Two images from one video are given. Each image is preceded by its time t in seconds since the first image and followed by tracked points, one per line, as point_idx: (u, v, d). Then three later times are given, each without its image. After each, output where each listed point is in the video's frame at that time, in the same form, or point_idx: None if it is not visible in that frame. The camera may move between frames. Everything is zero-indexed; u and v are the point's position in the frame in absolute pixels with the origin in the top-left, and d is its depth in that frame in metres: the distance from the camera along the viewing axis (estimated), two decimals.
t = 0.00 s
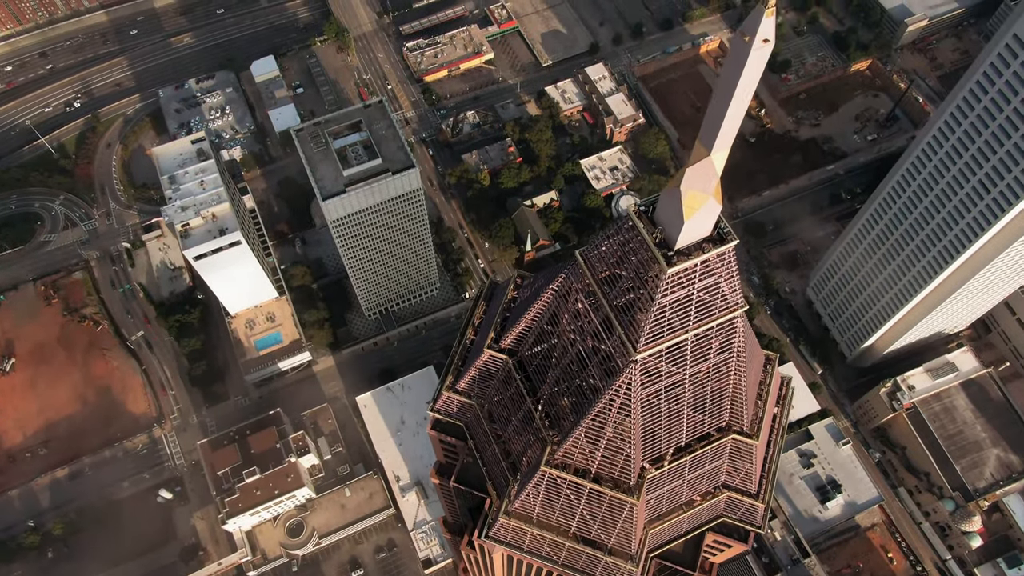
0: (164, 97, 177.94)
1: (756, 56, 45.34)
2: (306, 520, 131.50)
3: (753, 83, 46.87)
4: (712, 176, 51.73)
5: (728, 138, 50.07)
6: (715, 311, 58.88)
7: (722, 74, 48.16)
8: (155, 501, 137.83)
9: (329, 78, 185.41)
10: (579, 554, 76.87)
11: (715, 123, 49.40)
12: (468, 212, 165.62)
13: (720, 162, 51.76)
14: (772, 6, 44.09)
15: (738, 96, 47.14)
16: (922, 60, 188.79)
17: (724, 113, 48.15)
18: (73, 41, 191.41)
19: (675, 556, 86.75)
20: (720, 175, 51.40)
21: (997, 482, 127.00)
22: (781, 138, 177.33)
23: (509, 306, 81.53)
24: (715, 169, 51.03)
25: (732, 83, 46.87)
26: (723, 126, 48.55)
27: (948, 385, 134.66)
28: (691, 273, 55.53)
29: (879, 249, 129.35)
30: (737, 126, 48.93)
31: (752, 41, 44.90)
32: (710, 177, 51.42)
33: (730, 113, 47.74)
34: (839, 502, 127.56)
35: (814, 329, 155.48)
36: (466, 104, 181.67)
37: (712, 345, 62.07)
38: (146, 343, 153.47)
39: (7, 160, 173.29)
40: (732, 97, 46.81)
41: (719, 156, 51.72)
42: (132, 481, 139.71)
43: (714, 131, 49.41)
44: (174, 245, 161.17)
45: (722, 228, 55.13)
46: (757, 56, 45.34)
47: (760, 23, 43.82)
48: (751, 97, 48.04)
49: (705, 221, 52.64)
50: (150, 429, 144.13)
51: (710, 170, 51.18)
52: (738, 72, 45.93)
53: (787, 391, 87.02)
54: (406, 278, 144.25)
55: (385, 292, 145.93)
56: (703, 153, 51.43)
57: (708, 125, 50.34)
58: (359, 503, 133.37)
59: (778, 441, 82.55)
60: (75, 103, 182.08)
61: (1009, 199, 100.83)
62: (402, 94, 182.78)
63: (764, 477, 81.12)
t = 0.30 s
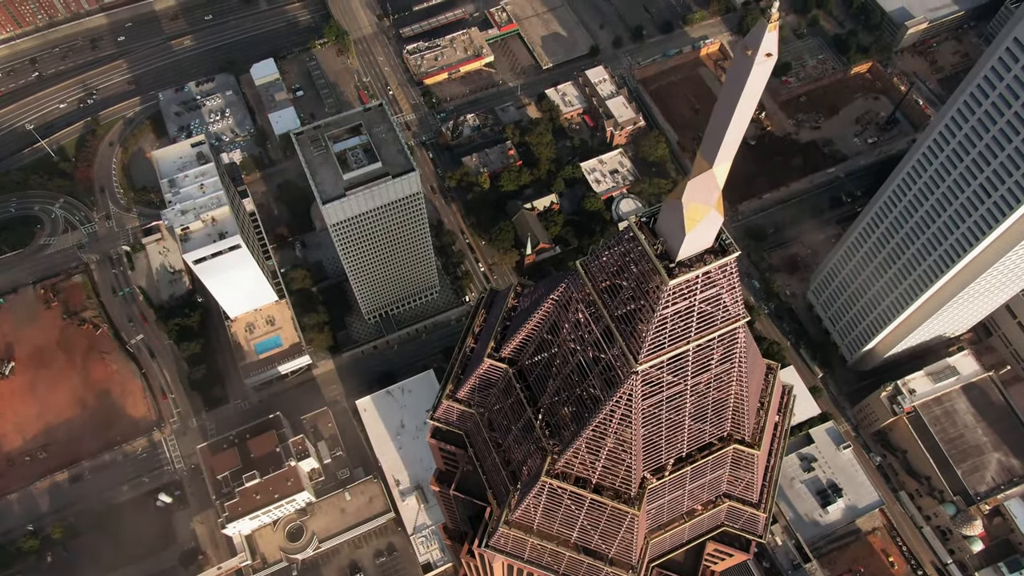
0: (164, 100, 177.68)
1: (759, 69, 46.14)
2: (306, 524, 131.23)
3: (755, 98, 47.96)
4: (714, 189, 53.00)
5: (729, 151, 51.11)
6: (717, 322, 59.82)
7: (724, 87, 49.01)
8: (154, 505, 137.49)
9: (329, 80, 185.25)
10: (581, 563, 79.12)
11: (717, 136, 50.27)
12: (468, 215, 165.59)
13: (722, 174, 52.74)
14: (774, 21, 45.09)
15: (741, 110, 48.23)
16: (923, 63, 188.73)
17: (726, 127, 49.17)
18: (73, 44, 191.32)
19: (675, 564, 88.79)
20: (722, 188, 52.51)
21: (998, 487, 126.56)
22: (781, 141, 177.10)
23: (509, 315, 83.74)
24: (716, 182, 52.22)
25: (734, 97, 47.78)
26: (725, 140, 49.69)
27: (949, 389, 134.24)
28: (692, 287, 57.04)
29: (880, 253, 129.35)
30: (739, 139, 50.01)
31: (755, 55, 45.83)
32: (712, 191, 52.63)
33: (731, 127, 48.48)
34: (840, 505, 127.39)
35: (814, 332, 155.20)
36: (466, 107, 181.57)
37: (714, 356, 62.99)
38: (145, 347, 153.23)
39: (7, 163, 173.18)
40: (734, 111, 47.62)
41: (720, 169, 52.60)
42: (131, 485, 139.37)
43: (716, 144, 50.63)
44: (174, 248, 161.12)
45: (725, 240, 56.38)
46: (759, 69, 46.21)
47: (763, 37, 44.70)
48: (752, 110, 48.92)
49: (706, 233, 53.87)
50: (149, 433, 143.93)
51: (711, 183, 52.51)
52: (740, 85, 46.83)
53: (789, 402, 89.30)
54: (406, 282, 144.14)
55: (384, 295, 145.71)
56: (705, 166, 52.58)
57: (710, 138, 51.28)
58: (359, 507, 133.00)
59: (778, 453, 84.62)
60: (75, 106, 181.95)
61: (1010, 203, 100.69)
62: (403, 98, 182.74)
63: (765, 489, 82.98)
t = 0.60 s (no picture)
0: (164, 103, 177.64)
1: (762, 84, 45.81)
2: (306, 529, 131.00)
3: (757, 114, 47.95)
4: (716, 201, 53.64)
5: (731, 166, 51.69)
6: (719, 332, 61.42)
7: (728, 100, 48.82)
8: (153, 509, 137.15)
9: (329, 83, 185.20)
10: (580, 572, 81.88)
11: (718, 152, 50.74)
12: (468, 218, 165.66)
13: (724, 189, 53.39)
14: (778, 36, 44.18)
15: (743, 127, 48.30)
16: (923, 66, 188.69)
17: (726, 144, 49.81)
18: (73, 47, 191.17)
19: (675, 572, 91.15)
20: (723, 202, 53.29)
21: (999, 491, 126.19)
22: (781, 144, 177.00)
23: (510, 324, 85.10)
24: (718, 196, 52.81)
25: (736, 112, 47.70)
26: (725, 156, 50.26)
27: (949, 393, 133.86)
28: (695, 296, 58.11)
29: (880, 257, 129.37)
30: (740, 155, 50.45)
31: (758, 70, 45.48)
32: (714, 204, 53.42)
33: (732, 144, 49.11)
34: (841, 510, 127.07)
35: (815, 335, 155.02)
36: (466, 110, 181.49)
37: (715, 366, 64.72)
38: (145, 350, 153.03)
39: (7, 166, 173.09)
40: (735, 126, 47.76)
41: (723, 183, 53.17)
42: (130, 489, 139.04)
43: (716, 159, 51.18)
44: (173, 251, 161.33)
45: (726, 251, 57.43)
46: (762, 84, 45.87)
47: (766, 52, 44.37)
48: (755, 124, 48.63)
49: (707, 246, 54.99)
50: (149, 436, 143.66)
51: (713, 196, 53.18)
52: (743, 100, 46.71)
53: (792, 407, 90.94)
54: (407, 286, 144.42)
55: (384, 298, 145.32)
56: (707, 180, 53.22)
57: (711, 153, 51.97)
58: (358, 511, 133.02)
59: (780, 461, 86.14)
60: (75, 109, 181.83)
61: (1011, 208, 100.57)
62: (403, 101, 182.71)
63: (766, 499, 84.94)
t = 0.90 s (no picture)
0: (164, 106, 177.68)
1: (764, 99, 46.62)
2: (306, 533, 131.35)
3: (759, 127, 48.64)
4: (718, 214, 54.01)
5: (733, 179, 52.09)
6: (721, 343, 61.41)
7: (730, 115, 49.36)
8: (152, 513, 136.82)
9: (329, 87, 185.26)
10: None
11: (720, 165, 51.16)
12: (468, 222, 165.68)
13: (726, 202, 53.80)
14: (780, 51, 44.80)
15: (745, 141, 49.00)
16: (923, 69, 188.67)
17: (729, 157, 50.21)
18: (72, 49, 191.00)
19: None
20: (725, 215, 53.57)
21: (1000, 495, 125.78)
22: (781, 147, 176.77)
23: (509, 333, 84.96)
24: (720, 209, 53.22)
25: (738, 126, 48.42)
26: (727, 168, 50.64)
27: (950, 397, 133.69)
28: (696, 307, 58.19)
29: (880, 262, 129.24)
30: (743, 169, 50.97)
31: (760, 85, 46.29)
32: (715, 217, 53.74)
33: (735, 157, 49.58)
34: (842, 514, 126.81)
35: (815, 339, 154.75)
36: (466, 113, 181.45)
37: (716, 377, 64.76)
38: (144, 354, 152.83)
39: (6, 169, 172.96)
40: (738, 141, 48.25)
41: (725, 196, 53.62)
42: (130, 493, 138.77)
43: (719, 173, 51.55)
44: (173, 254, 161.01)
45: (728, 265, 57.85)
46: (764, 99, 46.62)
47: (769, 68, 45.08)
48: (757, 138, 49.38)
49: (709, 258, 55.25)
50: (148, 440, 143.37)
51: (715, 209, 53.50)
52: (746, 114, 47.40)
53: (795, 416, 90.95)
54: (407, 290, 144.45)
55: (384, 302, 145.10)
56: (709, 193, 53.54)
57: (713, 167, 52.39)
58: (358, 516, 134.20)
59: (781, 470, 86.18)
60: (75, 112, 181.81)
61: (1011, 213, 100.54)
62: (403, 104, 182.67)
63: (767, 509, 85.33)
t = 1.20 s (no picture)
0: (164, 109, 177.56)
1: (767, 113, 47.42)
2: (305, 537, 130.63)
3: (762, 141, 49.19)
4: (720, 227, 54.16)
5: (735, 191, 52.43)
6: (723, 354, 61.42)
7: (732, 129, 50.31)
8: (151, 517, 136.59)
9: (329, 90, 185.19)
10: None
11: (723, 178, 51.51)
12: (468, 225, 165.59)
13: (728, 214, 54.07)
14: (782, 67, 45.94)
15: (747, 154, 49.57)
16: (923, 72, 188.61)
17: (732, 170, 50.60)
18: (72, 52, 190.98)
19: None
20: (727, 228, 53.83)
21: (1001, 499, 125.59)
22: (782, 150, 176.48)
23: (509, 342, 84.79)
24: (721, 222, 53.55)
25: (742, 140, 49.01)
26: (730, 181, 50.98)
27: (950, 401, 133.43)
28: (697, 319, 58.11)
29: (880, 266, 129.20)
30: (745, 182, 51.39)
31: (764, 99, 47.05)
32: (718, 229, 53.94)
33: (738, 170, 50.02)
34: (842, 518, 126.74)
35: (816, 342, 154.54)
36: (466, 116, 181.40)
37: (718, 388, 64.77)
38: (144, 357, 152.63)
39: (6, 172, 172.89)
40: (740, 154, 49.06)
41: (726, 209, 53.95)
42: (129, 497, 138.49)
43: (722, 186, 51.85)
44: (172, 257, 160.96)
45: (730, 276, 57.84)
46: (767, 113, 47.54)
47: (772, 83, 45.92)
48: (759, 151, 50.07)
49: (710, 270, 55.37)
50: (147, 444, 143.11)
51: (717, 222, 53.69)
52: (749, 128, 48.40)
53: (795, 424, 90.97)
54: (407, 294, 144.49)
55: (384, 305, 145.04)
56: (711, 206, 53.89)
57: (716, 180, 52.69)
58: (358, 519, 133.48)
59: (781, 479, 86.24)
60: (74, 115, 181.78)
61: (1011, 217, 100.56)
62: (403, 107, 182.61)
63: (769, 518, 85.34)
